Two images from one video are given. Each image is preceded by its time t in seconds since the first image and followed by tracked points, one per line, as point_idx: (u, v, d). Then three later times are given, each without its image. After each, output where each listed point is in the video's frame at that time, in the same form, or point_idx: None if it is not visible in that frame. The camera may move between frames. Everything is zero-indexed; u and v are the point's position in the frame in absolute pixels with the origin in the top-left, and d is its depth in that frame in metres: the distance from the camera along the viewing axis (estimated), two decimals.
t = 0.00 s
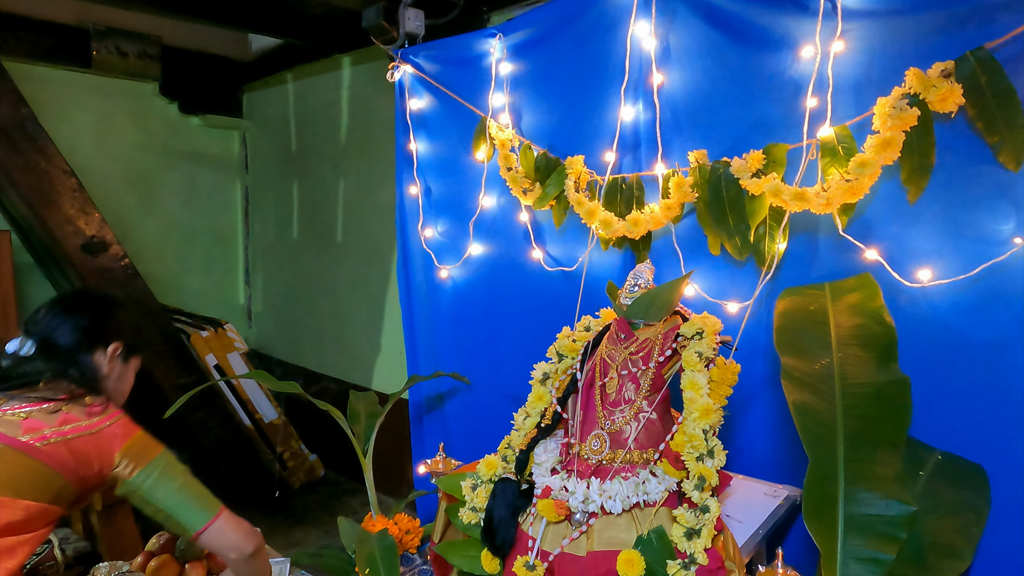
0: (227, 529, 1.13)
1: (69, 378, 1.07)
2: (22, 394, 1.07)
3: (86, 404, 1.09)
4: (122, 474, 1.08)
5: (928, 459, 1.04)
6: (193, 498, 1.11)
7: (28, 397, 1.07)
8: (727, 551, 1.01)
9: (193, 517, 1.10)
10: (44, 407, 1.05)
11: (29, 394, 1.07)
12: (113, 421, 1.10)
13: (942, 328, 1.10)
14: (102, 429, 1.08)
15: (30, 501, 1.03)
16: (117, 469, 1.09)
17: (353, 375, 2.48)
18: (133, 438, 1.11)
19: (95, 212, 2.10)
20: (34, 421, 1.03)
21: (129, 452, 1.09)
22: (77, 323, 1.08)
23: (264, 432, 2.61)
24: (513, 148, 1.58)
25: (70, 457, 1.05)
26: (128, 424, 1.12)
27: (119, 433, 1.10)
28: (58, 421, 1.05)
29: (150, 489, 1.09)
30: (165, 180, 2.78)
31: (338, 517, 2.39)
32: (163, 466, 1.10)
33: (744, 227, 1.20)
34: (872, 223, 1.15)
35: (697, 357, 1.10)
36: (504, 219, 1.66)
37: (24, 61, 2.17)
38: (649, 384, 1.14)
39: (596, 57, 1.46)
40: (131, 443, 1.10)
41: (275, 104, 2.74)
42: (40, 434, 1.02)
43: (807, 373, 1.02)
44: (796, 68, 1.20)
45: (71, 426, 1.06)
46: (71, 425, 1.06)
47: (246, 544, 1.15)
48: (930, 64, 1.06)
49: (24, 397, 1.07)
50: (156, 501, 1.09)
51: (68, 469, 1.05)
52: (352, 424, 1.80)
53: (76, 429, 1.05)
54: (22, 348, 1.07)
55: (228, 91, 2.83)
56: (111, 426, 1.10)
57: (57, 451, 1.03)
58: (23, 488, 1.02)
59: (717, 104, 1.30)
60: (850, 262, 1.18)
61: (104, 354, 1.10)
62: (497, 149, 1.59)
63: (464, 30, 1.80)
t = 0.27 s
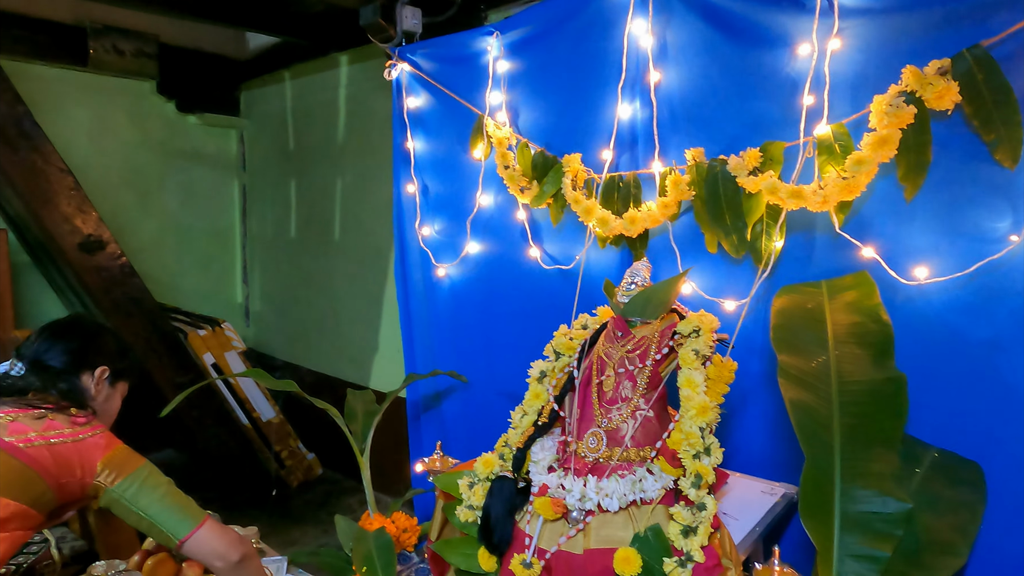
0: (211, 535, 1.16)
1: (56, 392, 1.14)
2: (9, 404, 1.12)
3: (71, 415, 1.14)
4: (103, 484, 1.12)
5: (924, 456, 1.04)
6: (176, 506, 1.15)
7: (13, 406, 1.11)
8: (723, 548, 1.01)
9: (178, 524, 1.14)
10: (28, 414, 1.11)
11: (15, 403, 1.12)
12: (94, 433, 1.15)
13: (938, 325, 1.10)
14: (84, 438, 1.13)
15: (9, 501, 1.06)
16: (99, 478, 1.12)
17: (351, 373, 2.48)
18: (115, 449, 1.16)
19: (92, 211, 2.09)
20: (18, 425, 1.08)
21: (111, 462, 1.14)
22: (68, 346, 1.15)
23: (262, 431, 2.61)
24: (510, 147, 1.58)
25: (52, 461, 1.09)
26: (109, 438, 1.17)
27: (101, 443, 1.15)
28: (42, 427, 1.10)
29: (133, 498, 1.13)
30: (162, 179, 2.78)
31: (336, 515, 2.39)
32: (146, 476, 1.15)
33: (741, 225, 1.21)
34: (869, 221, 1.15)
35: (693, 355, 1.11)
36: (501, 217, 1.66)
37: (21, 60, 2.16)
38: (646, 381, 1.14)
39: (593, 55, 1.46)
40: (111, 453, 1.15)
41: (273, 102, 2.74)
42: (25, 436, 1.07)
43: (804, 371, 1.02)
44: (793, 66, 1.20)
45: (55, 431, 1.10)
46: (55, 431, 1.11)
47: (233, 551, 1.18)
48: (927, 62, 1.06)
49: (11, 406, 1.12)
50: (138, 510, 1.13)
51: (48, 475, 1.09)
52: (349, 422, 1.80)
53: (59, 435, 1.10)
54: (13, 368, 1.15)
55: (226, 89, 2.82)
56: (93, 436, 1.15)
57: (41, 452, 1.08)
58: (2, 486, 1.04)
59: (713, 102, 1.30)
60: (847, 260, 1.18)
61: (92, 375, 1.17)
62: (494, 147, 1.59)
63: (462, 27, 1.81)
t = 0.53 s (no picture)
0: (208, 530, 1.16)
1: (54, 391, 1.15)
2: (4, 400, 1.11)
3: (66, 413, 1.14)
4: (98, 481, 1.12)
5: (920, 452, 1.04)
6: (171, 502, 1.14)
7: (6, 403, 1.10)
8: (719, 545, 1.01)
9: (173, 520, 1.13)
10: (21, 411, 1.09)
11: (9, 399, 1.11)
12: (88, 429, 1.15)
13: (934, 322, 1.10)
14: (79, 435, 1.13)
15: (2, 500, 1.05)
16: (93, 476, 1.12)
17: (347, 371, 2.47)
18: (109, 446, 1.15)
19: (87, 208, 2.08)
20: (12, 424, 1.07)
21: (105, 459, 1.13)
22: (66, 349, 1.16)
23: (258, 428, 2.60)
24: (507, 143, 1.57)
25: (46, 459, 1.08)
26: (103, 435, 1.17)
27: (95, 440, 1.14)
28: (35, 424, 1.09)
29: (128, 495, 1.12)
30: (158, 176, 2.77)
31: (332, 513, 2.38)
32: (140, 473, 1.14)
33: (737, 222, 1.21)
34: (865, 218, 1.15)
35: (689, 351, 1.10)
36: (497, 214, 1.66)
37: (15, 56, 2.15)
38: (642, 378, 1.15)
39: (590, 51, 1.46)
40: (106, 450, 1.14)
41: (269, 100, 2.73)
42: (18, 434, 1.06)
43: (800, 368, 1.02)
44: (789, 62, 1.20)
45: (49, 428, 1.10)
46: (48, 428, 1.10)
47: (230, 546, 1.17)
48: (923, 58, 1.05)
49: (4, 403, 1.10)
50: (132, 507, 1.12)
51: (42, 473, 1.08)
52: (346, 419, 1.80)
53: (53, 431, 1.10)
54: (10, 370, 1.15)
55: (222, 86, 2.81)
56: (87, 433, 1.14)
57: (34, 451, 1.07)
58: None
59: (710, 99, 1.30)
60: (843, 257, 1.17)
61: (90, 377, 1.19)
62: (490, 144, 1.59)
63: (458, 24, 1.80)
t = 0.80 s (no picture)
0: (209, 526, 1.16)
1: (53, 391, 1.14)
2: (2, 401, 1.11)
3: (64, 413, 1.14)
4: (97, 481, 1.12)
5: (917, 451, 1.04)
6: (171, 500, 1.14)
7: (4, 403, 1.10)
8: (717, 543, 1.02)
9: (173, 517, 1.13)
10: (19, 412, 1.09)
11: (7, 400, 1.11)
12: (87, 429, 1.15)
13: (931, 320, 1.10)
14: (77, 435, 1.12)
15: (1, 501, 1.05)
16: (92, 475, 1.12)
17: (345, 370, 2.47)
18: (109, 445, 1.15)
19: (84, 207, 2.07)
20: (9, 423, 1.07)
21: (104, 459, 1.13)
22: (64, 352, 1.16)
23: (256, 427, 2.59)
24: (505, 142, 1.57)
25: (45, 459, 1.08)
26: (102, 435, 1.16)
27: (94, 440, 1.14)
28: (33, 424, 1.08)
29: (127, 493, 1.12)
30: (155, 175, 2.76)
31: (330, 512, 2.38)
32: (140, 472, 1.14)
33: (735, 220, 1.20)
34: (862, 217, 1.15)
35: (687, 350, 1.10)
36: (495, 212, 1.66)
37: (11, 55, 2.14)
38: (640, 377, 1.15)
39: (588, 50, 1.45)
40: (105, 450, 1.14)
41: (266, 99, 2.73)
42: (15, 434, 1.06)
43: (798, 366, 1.02)
44: (787, 61, 1.20)
45: (47, 428, 1.09)
46: (47, 428, 1.09)
47: (231, 542, 1.17)
48: (921, 57, 1.06)
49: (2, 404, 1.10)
50: (132, 506, 1.12)
51: (41, 473, 1.08)
52: (343, 419, 1.79)
53: (51, 432, 1.09)
54: (8, 371, 1.13)
55: (219, 85, 2.81)
56: (86, 433, 1.14)
57: (32, 451, 1.07)
58: None
59: (707, 97, 1.30)
60: (841, 256, 1.18)
61: (89, 379, 1.18)
62: (487, 142, 1.59)
63: (455, 23, 1.80)
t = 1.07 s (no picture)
0: (208, 527, 1.16)
1: (51, 392, 1.14)
2: None
3: (62, 415, 1.14)
4: (95, 482, 1.12)
5: (914, 449, 1.04)
6: (169, 502, 1.14)
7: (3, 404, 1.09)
8: (714, 542, 1.01)
9: (172, 518, 1.13)
10: (18, 412, 1.09)
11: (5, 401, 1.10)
12: (84, 431, 1.15)
13: (929, 319, 1.10)
14: (76, 436, 1.12)
15: None
16: (90, 476, 1.12)
17: (343, 369, 2.47)
18: (107, 447, 1.16)
19: (81, 206, 2.06)
20: (8, 423, 1.06)
21: (103, 460, 1.13)
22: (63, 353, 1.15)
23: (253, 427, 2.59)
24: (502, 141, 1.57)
25: (43, 460, 1.08)
26: (100, 437, 1.17)
27: (92, 442, 1.14)
28: (32, 424, 1.08)
29: (126, 495, 1.12)
30: (153, 174, 2.76)
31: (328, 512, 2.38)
32: (138, 473, 1.15)
33: (733, 219, 1.20)
34: (860, 216, 1.15)
35: (685, 350, 1.10)
36: (493, 211, 1.66)
37: (8, 53, 2.13)
38: (638, 376, 1.15)
39: (586, 49, 1.45)
40: (103, 451, 1.14)
41: (264, 97, 2.72)
42: (14, 434, 1.06)
43: (795, 365, 1.02)
44: (785, 60, 1.20)
45: (46, 429, 1.09)
46: (46, 429, 1.09)
47: (230, 543, 1.17)
48: (918, 56, 1.06)
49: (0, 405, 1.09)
50: (130, 508, 1.12)
51: (39, 475, 1.07)
52: (341, 418, 1.79)
53: (50, 433, 1.09)
54: (7, 372, 1.11)
55: (216, 84, 2.80)
56: (84, 435, 1.14)
57: (31, 451, 1.06)
58: None
59: (705, 96, 1.30)
60: (838, 255, 1.18)
61: (88, 381, 1.17)
62: (485, 142, 1.58)
63: (453, 22, 1.80)
